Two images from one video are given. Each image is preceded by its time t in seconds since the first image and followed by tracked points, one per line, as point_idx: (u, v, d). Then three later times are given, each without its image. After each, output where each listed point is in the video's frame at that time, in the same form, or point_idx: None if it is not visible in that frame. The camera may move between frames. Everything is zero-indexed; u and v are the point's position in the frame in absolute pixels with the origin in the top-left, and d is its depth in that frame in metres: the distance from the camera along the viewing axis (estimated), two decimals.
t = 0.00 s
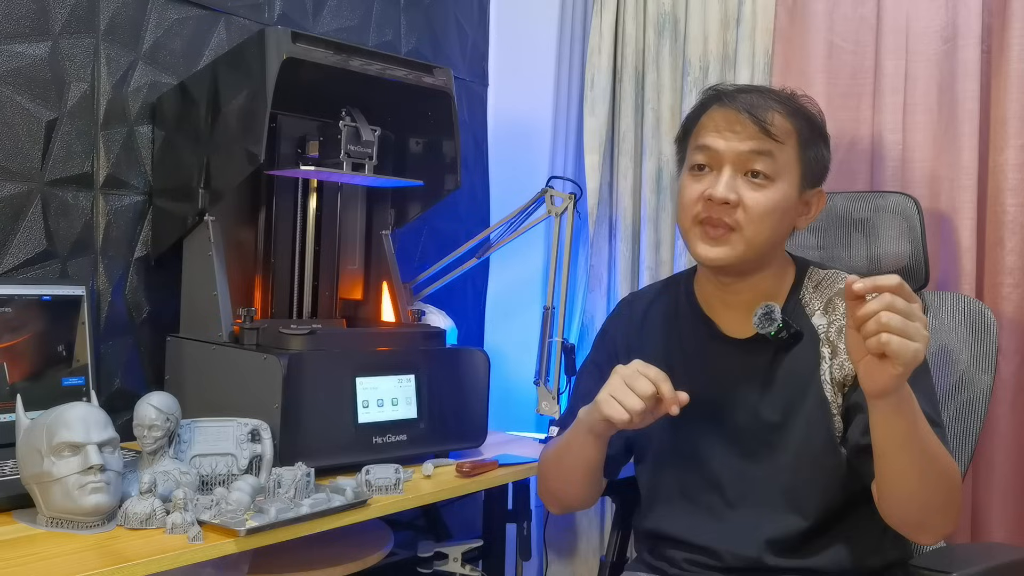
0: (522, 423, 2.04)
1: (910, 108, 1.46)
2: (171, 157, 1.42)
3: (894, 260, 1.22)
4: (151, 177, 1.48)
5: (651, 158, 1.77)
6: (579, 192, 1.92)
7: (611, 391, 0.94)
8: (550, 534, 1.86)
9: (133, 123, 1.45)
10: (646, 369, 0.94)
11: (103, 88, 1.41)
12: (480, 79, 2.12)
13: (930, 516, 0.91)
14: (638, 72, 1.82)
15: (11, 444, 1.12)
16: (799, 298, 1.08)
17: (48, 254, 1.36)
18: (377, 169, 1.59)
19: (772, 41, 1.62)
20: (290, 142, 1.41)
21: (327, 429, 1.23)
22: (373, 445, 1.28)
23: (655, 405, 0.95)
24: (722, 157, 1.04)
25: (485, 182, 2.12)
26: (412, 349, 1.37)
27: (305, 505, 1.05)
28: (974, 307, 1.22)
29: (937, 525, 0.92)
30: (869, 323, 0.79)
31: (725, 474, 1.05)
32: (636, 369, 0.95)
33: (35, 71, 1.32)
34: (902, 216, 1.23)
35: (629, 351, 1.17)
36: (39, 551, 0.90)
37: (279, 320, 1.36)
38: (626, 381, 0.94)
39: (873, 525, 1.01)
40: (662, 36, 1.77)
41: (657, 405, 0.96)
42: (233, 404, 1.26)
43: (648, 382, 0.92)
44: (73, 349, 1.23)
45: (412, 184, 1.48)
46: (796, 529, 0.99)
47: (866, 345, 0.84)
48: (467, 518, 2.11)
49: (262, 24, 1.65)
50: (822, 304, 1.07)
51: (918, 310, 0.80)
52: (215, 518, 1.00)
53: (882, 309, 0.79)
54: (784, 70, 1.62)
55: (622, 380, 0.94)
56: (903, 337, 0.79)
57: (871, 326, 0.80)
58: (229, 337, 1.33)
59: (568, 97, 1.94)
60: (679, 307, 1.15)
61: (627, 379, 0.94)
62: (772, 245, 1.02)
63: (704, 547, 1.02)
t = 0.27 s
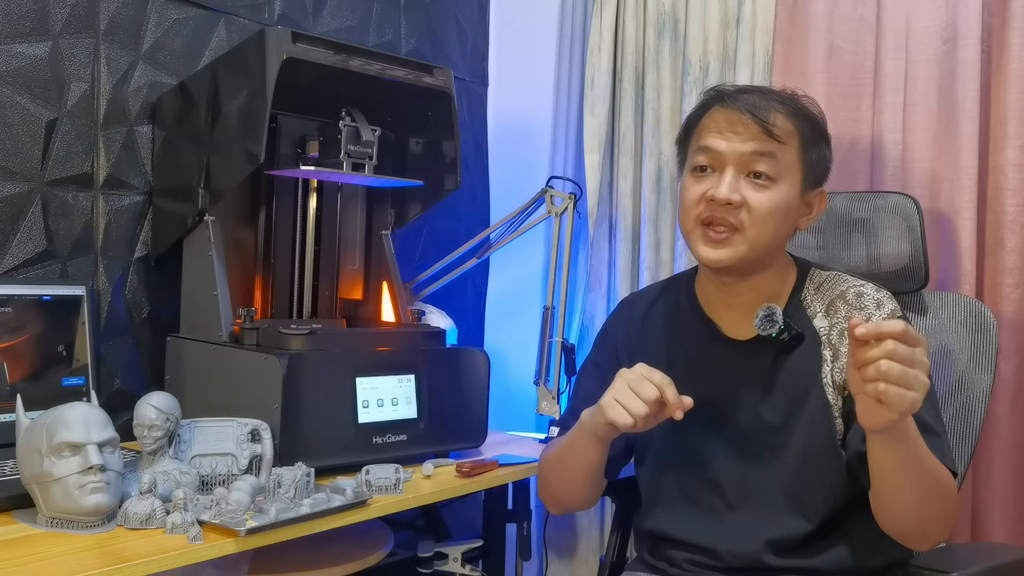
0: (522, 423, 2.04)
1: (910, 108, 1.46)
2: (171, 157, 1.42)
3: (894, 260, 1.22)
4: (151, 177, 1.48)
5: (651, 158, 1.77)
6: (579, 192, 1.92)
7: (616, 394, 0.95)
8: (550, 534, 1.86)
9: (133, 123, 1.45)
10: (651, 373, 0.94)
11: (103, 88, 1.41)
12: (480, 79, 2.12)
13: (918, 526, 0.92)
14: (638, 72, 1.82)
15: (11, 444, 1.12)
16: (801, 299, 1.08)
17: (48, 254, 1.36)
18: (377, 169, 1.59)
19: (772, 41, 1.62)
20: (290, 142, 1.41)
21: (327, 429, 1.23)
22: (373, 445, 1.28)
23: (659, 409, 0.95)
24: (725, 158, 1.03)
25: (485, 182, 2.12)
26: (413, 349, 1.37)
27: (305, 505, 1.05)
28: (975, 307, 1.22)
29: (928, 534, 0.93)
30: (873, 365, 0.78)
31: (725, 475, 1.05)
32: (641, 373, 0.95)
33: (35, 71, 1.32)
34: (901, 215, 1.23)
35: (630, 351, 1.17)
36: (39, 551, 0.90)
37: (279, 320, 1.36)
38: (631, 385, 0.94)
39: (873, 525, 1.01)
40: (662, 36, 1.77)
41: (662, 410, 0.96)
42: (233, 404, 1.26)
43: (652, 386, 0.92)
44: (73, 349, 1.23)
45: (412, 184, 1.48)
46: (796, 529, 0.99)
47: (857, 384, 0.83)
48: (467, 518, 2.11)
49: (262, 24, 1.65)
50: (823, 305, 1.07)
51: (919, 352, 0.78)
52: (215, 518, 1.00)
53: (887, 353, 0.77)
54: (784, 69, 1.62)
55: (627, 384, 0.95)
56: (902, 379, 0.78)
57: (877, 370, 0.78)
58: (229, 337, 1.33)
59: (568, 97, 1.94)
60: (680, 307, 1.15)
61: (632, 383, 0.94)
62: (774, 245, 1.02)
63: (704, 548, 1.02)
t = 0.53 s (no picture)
0: (521, 423, 2.04)
1: (910, 108, 1.46)
2: (171, 157, 1.42)
3: (894, 260, 1.22)
4: (151, 177, 1.48)
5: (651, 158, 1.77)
6: (579, 192, 1.92)
7: (620, 409, 0.93)
8: (550, 534, 1.86)
9: (133, 123, 1.45)
10: (655, 387, 0.91)
11: (103, 88, 1.41)
12: (480, 79, 2.12)
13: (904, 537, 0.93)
14: (638, 72, 1.82)
15: (11, 444, 1.12)
16: (800, 300, 1.08)
17: (48, 254, 1.35)
18: (377, 169, 1.59)
19: (772, 41, 1.62)
20: (290, 142, 1.41)
21: (327, 429, 1.23)
22: (373, 445, 1.28)
23: (665, 424, 0.92)
24: (734, 154, 1.03)
25: (485, 182, 2.12)
26: (413, 349, 1.37)
27: (305, 505, 1.05)
28: (974, 307, 1.22)
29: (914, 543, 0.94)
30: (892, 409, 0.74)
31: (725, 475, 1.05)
32: (646, 387, 0.92)
33: (35, 71, 1.32)
34: (901, 215, 1.23)
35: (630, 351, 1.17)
36: (39, 551, 0.90)
37: (279, 320, 1.36)
38: (635, 399, 0.92)
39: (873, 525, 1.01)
40: (662, 35, 1.77)
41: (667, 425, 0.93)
42: (234, 404, 1.26)
43: (656, 402, 0.89)
44: (73, 349, 1.23)
45: (412, 184, 1.48)
46: (795, 529, 0.99)
47: (861, 416, 0.79)
48: (466, 518, 2.11)
49: (262, 24, 1.65)
50: (822, 306, 1.06)
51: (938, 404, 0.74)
52: (214, 518, 1.00)
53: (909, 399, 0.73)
54: (784, 69, 1.62)
55: (631, 399, 0.92)
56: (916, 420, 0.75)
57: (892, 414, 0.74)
58: (229, 337, 1.33)
59: (568, 97, 1.94)
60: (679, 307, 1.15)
61: (635, 397, 0.92)
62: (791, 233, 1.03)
63: (704, 547, 1.02)
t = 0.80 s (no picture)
0: (521, 423, 2.04)
1: (910, 108, 1.46)
2: (171, 157, 1.42)
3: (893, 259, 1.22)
4: (151, 177, 1.48)
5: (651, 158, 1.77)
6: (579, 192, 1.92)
7: (631, 453, 0.89)
8: (550, 534, 1.86)
9: (133, 123, 1.45)
10: (669, 430, 0.89)
11: (103, 88, 1.41)
12: (480, 79, 2.12)
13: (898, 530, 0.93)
14: (638, 72, 1.82)
15: (11, 444, 1.12)
16: (793, 299, 1.09)
17: (48, 254, 1.35)
18: (377, 169, 1.59)
19: (772, 41, 1.61)
20: (290, 142, 1.41)
21: (327, 429, 1.23)
22: (373, 445, 1.28)
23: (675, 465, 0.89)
24: (725, 164, 1.02)
25: (485, 182, 2.12)
26: (413, 348, 1.37)
27: (305, 505, 1.05)
28: (973, 307, 1.22)
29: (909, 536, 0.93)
30: (727, 365, 0.82)
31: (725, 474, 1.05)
32: (657, 428, 0.89)
33: (35, 71, 1.32)
34: (901, 215, 1.23)
35: (629, 350, 1.17)
36: (40, 551, 0.90)
37: (279, 320, 1.36)
38: (647, 443, 0.88)
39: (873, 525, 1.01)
40: (662, 35, 1.77)
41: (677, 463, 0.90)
42: (234, 404, 1.26)
43: (669, 449, 0.87)
44: (73, 349, 1.23)
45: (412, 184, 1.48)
46: (795, 529, 0.99)
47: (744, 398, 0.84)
48: (466, 519, 2.11)
49: (262, 24, 1.65)
50: (815, 303, 1.08)
51: (768, 341, 0.83)
52: (214, 518, 1.00)
53: (731, 348, 0.82)
54: (785, 69, 1.62)
55: (642, 441, 0.89)
56: (761, 357, 0.81)
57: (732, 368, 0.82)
58: (229, 337, 1.33)
59: (568, 97, 1.94)
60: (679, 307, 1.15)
61: (646, 439, 0.89)
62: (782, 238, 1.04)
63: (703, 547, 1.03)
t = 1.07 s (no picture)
0: (521, 423, 2.04)
1: (910, 107, 1.46)
2: (170, 157, 1.42)
3: (890, 256, 1.22)
4: (151, 177, 1.48)
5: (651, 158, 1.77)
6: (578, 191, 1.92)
7: (620, 459, 0.88)
8: (550, 534, 1.86)
9: (133, 123, 1.45)
10: (659, 438, 0.87)
11: (103, 88, 1.41)
12: (480, 79, 2.12)
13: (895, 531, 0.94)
14: (638, 72, 1.82)
15: (11, 444, 1.12)
16: (789, 296, 1.08)
17: (48, 254, 1.35)
18: (377, 169, 1.59)
19: (772, 41, 1.61)
20: (290, 142, 1.41)
21: (327, 429, 1.23)
22: (373, 445, 1.28)
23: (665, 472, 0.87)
24: (714, 157, 1.02)
25: (485, 182, 2.11)
26: (413, 348, 1.37)
27: (305, 505, 1.05)
28: (971, 306, 1.22)
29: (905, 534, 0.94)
30: (729, 386, 0.81)
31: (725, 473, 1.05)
32: (648, 435, 0.88)
33: (35, 71, 1.32)
34: (899, 213, 1.23)
35: (629, 350, 1.17)
36: (40, 551, 0.90)
37: (279, 320, 1.36)
38: (637, 449, 0.87)
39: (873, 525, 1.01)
40: (662, 35, 1.77)
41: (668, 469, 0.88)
42: (234, 404, 1.26)
43: (658, 454, 0.86)
44: (73, 349, 1.23)
45: (412, 184, 1.48)
46: (795, 529, 0.99)
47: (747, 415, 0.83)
48: (466, 519, 2.11)
49: (262, 24, 1.65)
50: (812, 301, 1.07)
51: (767, 356, 0.81)
52: (214, 518, 1.00)
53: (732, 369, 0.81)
54: (785, 70, 1.62)
55: (633, 447, 0.88)
56: (764, 382, 0.80)
57: (734, 389, 0.81)
58: (229, 337, 1.33)
59: (568, 97, 1.94)
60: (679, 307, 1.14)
61: (637, 446, 0.87)
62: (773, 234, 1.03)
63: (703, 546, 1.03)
